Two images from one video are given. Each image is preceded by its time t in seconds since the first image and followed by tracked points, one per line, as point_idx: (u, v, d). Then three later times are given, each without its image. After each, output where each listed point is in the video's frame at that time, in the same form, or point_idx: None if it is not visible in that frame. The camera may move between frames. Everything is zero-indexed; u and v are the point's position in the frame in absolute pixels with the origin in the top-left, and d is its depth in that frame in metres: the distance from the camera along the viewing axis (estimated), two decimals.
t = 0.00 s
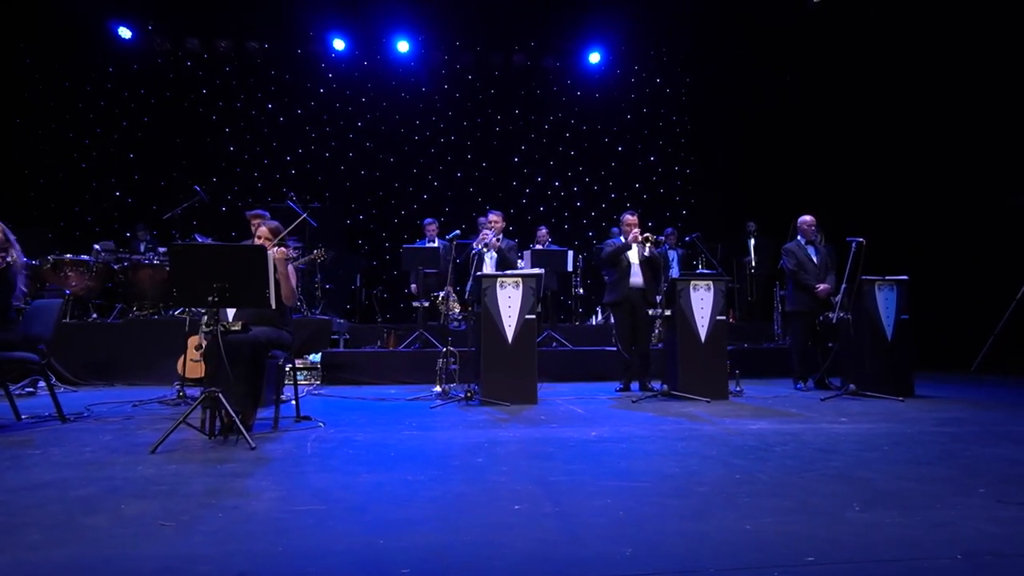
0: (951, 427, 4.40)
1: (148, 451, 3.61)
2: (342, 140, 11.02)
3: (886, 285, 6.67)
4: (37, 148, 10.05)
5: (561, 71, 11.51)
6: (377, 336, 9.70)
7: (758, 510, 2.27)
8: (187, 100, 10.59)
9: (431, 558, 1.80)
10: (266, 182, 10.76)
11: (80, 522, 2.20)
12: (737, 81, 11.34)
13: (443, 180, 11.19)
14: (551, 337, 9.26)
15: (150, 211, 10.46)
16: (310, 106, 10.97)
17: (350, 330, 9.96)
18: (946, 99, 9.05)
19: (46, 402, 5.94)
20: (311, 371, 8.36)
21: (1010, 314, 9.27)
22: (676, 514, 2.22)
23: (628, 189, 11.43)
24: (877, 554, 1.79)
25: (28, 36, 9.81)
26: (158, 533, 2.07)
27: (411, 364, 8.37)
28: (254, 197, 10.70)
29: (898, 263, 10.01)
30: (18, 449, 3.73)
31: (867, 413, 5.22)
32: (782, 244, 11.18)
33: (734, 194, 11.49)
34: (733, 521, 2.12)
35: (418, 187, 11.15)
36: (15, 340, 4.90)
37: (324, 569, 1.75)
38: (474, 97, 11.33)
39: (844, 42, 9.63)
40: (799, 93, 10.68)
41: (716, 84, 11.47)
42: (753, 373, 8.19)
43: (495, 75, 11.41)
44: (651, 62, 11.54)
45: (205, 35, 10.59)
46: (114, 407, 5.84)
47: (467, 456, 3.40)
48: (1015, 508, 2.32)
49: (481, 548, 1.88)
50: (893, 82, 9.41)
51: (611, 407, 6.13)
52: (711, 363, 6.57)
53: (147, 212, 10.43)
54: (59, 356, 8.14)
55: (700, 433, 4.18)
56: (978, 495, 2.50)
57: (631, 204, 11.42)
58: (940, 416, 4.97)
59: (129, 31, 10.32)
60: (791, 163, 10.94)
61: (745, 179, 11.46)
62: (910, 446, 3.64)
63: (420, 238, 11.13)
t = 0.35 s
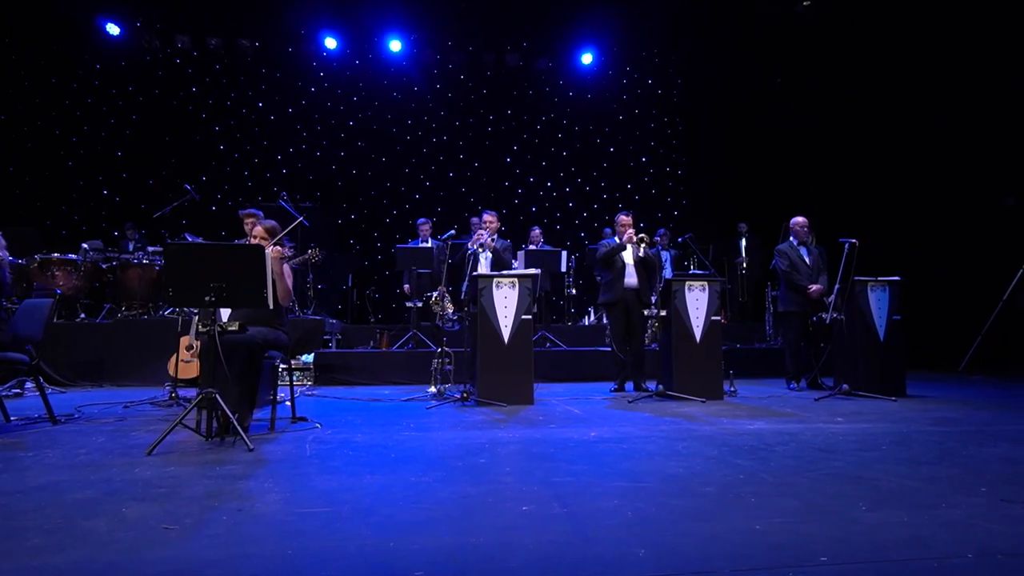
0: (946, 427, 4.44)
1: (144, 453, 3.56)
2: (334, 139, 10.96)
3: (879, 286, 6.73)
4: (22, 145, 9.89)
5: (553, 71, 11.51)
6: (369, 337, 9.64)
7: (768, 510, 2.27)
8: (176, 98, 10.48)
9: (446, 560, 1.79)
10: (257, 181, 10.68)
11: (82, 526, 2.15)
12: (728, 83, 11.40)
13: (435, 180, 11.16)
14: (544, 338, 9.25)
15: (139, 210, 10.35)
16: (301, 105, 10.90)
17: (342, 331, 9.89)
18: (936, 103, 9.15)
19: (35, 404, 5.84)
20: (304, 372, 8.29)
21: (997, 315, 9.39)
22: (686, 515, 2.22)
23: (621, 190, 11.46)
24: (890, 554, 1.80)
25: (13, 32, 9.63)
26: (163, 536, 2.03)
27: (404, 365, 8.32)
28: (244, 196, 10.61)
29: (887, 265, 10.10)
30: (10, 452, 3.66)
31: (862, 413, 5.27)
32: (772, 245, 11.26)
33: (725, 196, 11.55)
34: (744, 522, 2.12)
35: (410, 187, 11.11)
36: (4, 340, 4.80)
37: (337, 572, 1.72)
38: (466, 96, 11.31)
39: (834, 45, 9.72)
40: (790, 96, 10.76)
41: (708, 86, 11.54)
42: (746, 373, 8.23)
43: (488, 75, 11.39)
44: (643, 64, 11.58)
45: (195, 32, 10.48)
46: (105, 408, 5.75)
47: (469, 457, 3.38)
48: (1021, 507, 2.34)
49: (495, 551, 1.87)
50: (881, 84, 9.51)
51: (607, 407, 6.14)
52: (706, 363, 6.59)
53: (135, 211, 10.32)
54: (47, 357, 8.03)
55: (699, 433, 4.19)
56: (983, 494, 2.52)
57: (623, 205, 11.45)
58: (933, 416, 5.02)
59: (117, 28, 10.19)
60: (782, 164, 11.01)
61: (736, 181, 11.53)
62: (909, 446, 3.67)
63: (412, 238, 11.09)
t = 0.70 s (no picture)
0: (945, 426, 4.47)
1: (147, 454, 3.53)
2: (329, 139, 10.91)
3: (876, 286, 6.77)
4: (12, 143, 9.78)
5: (549, 72, 11.50)
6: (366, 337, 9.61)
7: (779, 510, 2.29)
8: (169, 97, 10.39)
9: (466, 561, 1.78)
10: (251, 181, 10.61)
11: (92, 527, 2.13)
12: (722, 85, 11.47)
13: (430, 180, 11.13)
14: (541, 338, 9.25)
15: (131, 210, 10.27)
16: (296, 104, 10.84)
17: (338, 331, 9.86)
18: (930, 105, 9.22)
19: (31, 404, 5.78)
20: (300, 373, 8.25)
21: (989, 316, 9.48)
22: (700, 514, 2.23)
23: (616, 191, 11.48)
24: (908, 552, 1.81)
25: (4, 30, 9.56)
26: (177, 538, 2.01)
27: (402, 365, 8.30)
28: (238, 196, 10.54)
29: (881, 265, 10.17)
30: (11, 453, 3.62)
31: (861, 412, 5.30)
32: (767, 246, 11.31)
33: (719, 197, 11.59)
34: (757, 521, 2.14)
35: (405, 187, 11.08)
36: None
37: (357, 573, 1.72)
38: (462, 97, 11.29)
39: (828, 47, 9.77)
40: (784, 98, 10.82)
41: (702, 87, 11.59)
42: (742, 373, 8.26)
43: (484, 75, 11.37)
44: (638, 65, 11.60)
45: (189, 30, 10.40)
46: (102, 409, 5.70)
47: (477, 457, 3.38)
48: None
49: (513, 551, 1.86)
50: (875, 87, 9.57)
51: (607, 407, 6.16)
52: (704, 363, 6.61)
53: (128, 210, 10.23)
54: (40, 358, 7.93)
55: (702, 433, 4.20)
56: (990, 493, 2.54)
57: (618, 205, 11.47)
58: (932, 415, 5.06)
59: (110, 26, 10.09)
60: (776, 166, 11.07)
61: (731, 182, 11.58)
62: (912, 445, 3.69)
63: (408, 238, 11.07)
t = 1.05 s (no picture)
0: (951, 426, 4.48)
1: (157, 454, 3.53)
2: (329, 139, 10.90)
3: (879, 286, 6.76)
4: (12, 143, 9.75)
5: (549, 72, 11.51)
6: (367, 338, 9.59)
7: (796, 508, 2.30)
8: (169, 96, 10.37)
9: (491, 560, 1.79)
10: (251, 181, 10.59)
11: (111, 526, 2.13)
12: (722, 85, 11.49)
13: (430, 180, 11.13)
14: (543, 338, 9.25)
15: (132, 209, 10.24)
16: (296, 105, 10.83)
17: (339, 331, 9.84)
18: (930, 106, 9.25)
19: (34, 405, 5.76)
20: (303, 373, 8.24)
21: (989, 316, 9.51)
22: (718, 513, 2.23)
23: (616, 191, 11.49)
24: (930, 550, 1.82)
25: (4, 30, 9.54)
26: (197, 537, 2.01)
27: (405, 365, 8.29)
28: (238, 196, 10.53)
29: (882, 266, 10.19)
30: (19, 452, 3.60)
31: (865, 412, 5.31)
32: (767, 246, 11.33)
33: (719, 197, 11.61)
34: (777, 519, 2.14)
35: (406, 187, 11.07)
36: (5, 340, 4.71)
37: (382, 571, 1.72)
38: (462, 97, 11.29)
39: (828, 48, 9.80)
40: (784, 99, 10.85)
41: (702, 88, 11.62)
42: (744, 373, 8.27)
43: (484, 76, 11.37)
44: (638, 66, 11.63)
45: (190, 30, 10.38)
46: (106, 409, 5.68)
47: (489, 457, 3.38)
48: None
49: (536, 550, 1.87)
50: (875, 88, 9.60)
51: (611, 407, 6.17)
52: (708, 363, 6.62)
53: (128, 210, 10.21)
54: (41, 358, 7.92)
55: (710, 432, 4.21)
56: (1004, 492, 2.55)
57: (618, 206, 11.49)
58: (937, 415, 5.07)
59: (111, 25, 10.07)
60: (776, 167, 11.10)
61: (730, 183, 11.60)
62: (920, 445, 3.70)
63: (409, 238, 11.07)
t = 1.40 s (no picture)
0: (963, 426, 4.48)
1: (172, 454, 3.54)
2: (334, 140, 10.91)
3: (887, 286, 6.76)
4: (17, 144, 9.75)
5: (554, 73, 11.52)
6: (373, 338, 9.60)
7: (819, 508, 2.30)
8: (174, 97, 10.38)
9: (519, 560, 1.79)
10: (256, 181, 10.61)
11: (135, 526, 2.13)
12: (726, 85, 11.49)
13: (434, 181, 11.14)
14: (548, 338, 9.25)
15: (137, 210, 10.27)
16: (300, 105, 10.84)
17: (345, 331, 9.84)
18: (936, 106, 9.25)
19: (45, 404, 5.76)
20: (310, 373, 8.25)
21: (995, 316, 9.51)
22: (741, 513, 2.24)
23: (620, 191, 11.50)
24: (957, 550, 1.82)
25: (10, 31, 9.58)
26: (223, 536, 2.02)
27: (412, 366, 8.29)
28: (243, 196, 10.54)
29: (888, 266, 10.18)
30: (34, 452, 3.60)
31: (876, 412, 5.31)
32: (772, 246, 11.33)
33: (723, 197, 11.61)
34: (801, 519, 2.14)
35: (410, 187, 11.08)
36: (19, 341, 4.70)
37: (410, 571, 1.71)
38: (466, 97, 11.30)
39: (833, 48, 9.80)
40: (788, 98, 10.85)
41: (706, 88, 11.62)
42: (750, 373, 8.26)
43: (488, 76, 11.38)
44: (643, 66, 11.64)
45: (195, 31, 10.41)
46: (117, 409, 5.69)
47: (503, 456, 3.38)
48: None
49: (563, 549, 1.87)
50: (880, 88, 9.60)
51: (620, 407, 6.19)
52: (717, 363, 6.62)
53: (133, 211, 10.23)
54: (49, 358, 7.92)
55: (722, 432, 4.21)
56: None
57: (623, 207, 11.49)
58: (948, 415, 5.07)
59: (116, 26, 10.09)
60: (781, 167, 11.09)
61: (734, 183, 11.59)
62: (935, 445, 3.70)
63: (413, 238, 11.07)
